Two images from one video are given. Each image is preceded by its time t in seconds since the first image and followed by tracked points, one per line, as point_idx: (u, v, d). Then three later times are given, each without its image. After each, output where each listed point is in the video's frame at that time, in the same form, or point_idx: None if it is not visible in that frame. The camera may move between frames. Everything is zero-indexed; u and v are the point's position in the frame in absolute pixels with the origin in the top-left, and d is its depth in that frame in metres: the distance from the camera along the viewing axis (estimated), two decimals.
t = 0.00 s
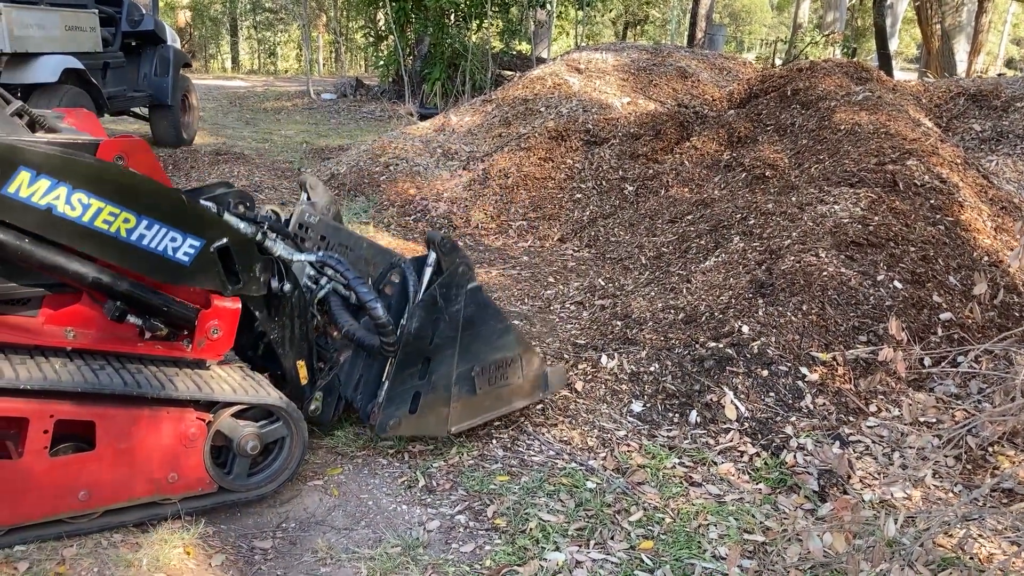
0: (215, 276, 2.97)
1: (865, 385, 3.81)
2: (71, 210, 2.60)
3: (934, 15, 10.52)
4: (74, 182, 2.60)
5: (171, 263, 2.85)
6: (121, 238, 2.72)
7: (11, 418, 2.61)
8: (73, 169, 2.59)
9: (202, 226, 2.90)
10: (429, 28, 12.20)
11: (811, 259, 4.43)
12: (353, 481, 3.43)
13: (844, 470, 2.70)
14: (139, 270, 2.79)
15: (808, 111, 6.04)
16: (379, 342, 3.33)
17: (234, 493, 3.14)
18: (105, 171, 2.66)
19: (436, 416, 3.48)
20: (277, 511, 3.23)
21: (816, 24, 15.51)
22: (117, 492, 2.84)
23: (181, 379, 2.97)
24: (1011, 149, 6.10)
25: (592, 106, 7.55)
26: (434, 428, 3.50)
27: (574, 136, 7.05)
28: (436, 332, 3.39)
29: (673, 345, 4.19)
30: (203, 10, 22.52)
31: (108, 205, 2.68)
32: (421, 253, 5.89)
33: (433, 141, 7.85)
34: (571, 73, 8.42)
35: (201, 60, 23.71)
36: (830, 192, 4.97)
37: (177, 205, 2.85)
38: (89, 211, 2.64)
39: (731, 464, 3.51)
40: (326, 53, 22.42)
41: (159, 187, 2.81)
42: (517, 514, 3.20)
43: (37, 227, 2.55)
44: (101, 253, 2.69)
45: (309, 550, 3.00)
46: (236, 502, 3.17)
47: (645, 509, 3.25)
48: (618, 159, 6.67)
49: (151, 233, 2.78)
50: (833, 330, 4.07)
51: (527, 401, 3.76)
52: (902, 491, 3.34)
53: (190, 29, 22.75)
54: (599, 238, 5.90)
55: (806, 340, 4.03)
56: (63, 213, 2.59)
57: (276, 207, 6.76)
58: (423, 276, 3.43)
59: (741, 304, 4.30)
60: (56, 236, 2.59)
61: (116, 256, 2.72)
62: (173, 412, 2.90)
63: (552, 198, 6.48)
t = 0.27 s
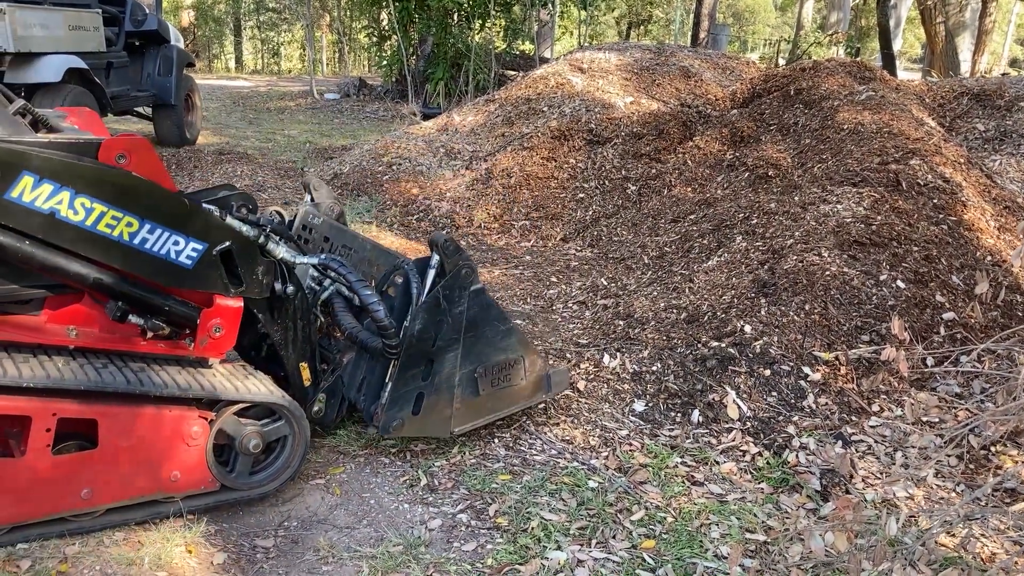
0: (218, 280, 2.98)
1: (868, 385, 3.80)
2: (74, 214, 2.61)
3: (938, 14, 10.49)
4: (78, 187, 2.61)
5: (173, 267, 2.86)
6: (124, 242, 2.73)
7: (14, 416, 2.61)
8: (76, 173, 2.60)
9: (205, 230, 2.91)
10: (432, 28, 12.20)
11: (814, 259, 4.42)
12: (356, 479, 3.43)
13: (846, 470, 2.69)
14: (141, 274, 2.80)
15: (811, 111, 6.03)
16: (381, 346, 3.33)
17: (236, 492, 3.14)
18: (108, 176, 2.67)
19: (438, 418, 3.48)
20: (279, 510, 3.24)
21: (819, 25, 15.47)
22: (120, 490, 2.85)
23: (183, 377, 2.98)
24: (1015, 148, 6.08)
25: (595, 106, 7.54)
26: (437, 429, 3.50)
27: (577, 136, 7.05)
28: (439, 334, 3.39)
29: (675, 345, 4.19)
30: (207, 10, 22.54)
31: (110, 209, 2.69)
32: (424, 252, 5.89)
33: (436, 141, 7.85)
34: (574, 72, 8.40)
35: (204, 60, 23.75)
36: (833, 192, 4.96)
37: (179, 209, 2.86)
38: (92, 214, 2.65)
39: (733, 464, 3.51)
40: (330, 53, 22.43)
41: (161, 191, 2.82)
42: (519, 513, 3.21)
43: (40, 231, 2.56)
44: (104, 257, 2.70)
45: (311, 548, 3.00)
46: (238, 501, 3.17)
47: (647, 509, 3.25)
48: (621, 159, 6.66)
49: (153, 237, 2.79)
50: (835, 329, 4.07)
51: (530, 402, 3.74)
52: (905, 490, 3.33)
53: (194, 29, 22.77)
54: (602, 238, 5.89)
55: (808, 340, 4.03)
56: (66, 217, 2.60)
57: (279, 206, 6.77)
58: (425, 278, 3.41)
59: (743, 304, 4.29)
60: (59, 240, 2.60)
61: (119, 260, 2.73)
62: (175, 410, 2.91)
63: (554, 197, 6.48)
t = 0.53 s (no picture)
0: (218, 280, 2.98)
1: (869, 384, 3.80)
2: (74, 213, 2.61)
3: (939, 13, 10.47)
4: (78, 186, 2.61)
5: (173, 266, 2.86)
6: (124, 241, 2.73)
7: (14, 415, 2.62)
8: (76, 172, 2.60)
9: (205, 229, 2.92)
10: (433, 27, 12.20)
11: (815, 258, 4.42)
12: (356, 478, 3.43)
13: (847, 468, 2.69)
14: (141, 273, 2.80)
15: (812, 109, 6.03)
16: (381, 346, 3.33)
17: (237, 491, 3.14)
18: (108, 176, 2.67)
19: (438, 417, 3.49)
20: (280, 508, 3.24)
21: (821, 24, 15.45)
22: (120, 489, 2.85)
23: (183, 376, 2.98)
24: (1016, 147, 6.08)
25: (596, 105, 7.54)
26: (437, 429, 3.50)
27: (578, 135, 7.05)
28: (439, 334, 3.39)
29: (677, 344, 4.19)
30: (208, 9, 22.54)
31: (111, 208, 2.69)
32: (425, 250, 5.89)
33: (438, 139, 7.85)
34: (576, 71, 8.39)
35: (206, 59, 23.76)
36: (834, 190, 4.96)
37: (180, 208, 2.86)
38: (92, 214, 2.65)
39: (734, 463, 3.51)
40: (331, 52, 22.42)
41: (161, 190, 2.82)
42: (520, 512, 3.21)
43: (41, 231, 2.56)
44: (104, 257, 2.70)
45: (311, 547, 3.01)
46: (239, 500, 3.17)
47: (648, 508, 3.25)
48: (622, 158, 6.65)
49: (154, 236, 2.80)
50: (836, 328, 4.06)
51: (531, 403, 3.74)
52: (905, 489, 3.33)
53: (195, 27, 22.77)
54: (603, 237, 5.89)
55: (809, 339, 4.03)
56: (67, 217, 2.60)
57: (281, 205, 6.78)
58: (425, 278, 3.41)
59: (744, 303, 4.29)
60: (59, 239, 2.60)
61: (119, 259, 2.73)
62: (175, 409, 2.91)
63: (556, 196, 6.48)
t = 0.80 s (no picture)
0: (219, 278, 2.98)
1: (871, 383, 3.79)
2: (75, 213, 2.61)
3: (941, 12, 10.45)
4: (79, 185, 2.61)
5: (174, 265, 2.85)
6: (125, 240, 2.73)
7: (16, 415, 2.62)
8: (77, 171, 2.60)
9: (206, 228, 2.91)
10: (434, 26, 12.19)
11: (817, 257, 4.42)
12: (358, 478, 3.43)
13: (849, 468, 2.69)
14: (142, 272, 2.79)
15: (814, 108, 6.02)
16: (383, 346, 3.33)
17: (238, 491, 3.14)
18: (109, 175, 2.67)
19: (439, 416, 3.48)
20: (282, 508, 3.24)
21: (822, 23, 15.42)
22: (121, 489, 2.85)
23: (185, 376, 2.98)
24: (1018, 146, 6.06)
25: (597, 104, 7.53)
26: (439, 428, 3.50)
27: (580, 134, 7.05)
28: (441, 333, 3.39)
29: (678, 343, 4.19)
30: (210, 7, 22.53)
31: (111, 208, 2.69)
32: (426, 250, 5.89)
33: (438, 139, 7.84)
34: (577, 70, 8.38)
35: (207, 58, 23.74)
36: (836, 189, 4.95)
37: (180, 207, 2.86)
38: (93, 213, 2.64)
39: (735, 462, 3.51)
40: (333, 51, 22.40)
41: (162, 189, 2.81)
42: (522, 512, 3.21)
43: (41, 230, 2.56)
44: (106, 256, 2.70)
45: (313, 547, 3.00)
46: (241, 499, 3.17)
47: (649, 507, 3.24)
48: (624, 157, 6.65)
49: (155, 236, 2.79)
50: (838, 328, 4.06)
51: (532, 402, 3.74)
52: (907, 489, 3.32)
53: (196, 26, 22.76)
54: (604, 236, 5.89)
55: (811, 338, 4.02)
56: (68, 216, 2.60)
57: (282, 204, 6.78)
58: (426, 277, 3.41)
59: (746, 302, 4.29)
60: (59, 239, 2.60)
61: (121, 258, 2.73)
62: (176, 409, 2.91)
63: (557, 195, 6.47)
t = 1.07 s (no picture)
0: (220, 278, 2.98)
1: (872, 383, 3.79)
2: (77, 212, 2.61)
3: (942, 12, 10.44)
4: (80, 185, 2.61)
5: (176, 265, 2.86)
6: (127, 240, 2.73)
7: (17, 415, 2.62)
8: (78, 171, 2.60)
9: (207, 228, 2.91)
10: (435, 25, 12.19)
11: (818, 256, 4.42)
12: (360, 478, 3.43)
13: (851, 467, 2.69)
14: (143, 271, 2.79)
15: (815, 108, 6.02)
16: (384, 345, 3.33)
17: (240, 490, 3.14)
18: (110, 174, 2.67)
19: (440, 416, 3.48)
20: (284, 508, 3.24)
21: (823, 22, 15.40)
22: (123, 488, 2.85)
23: (186, 375, 2.98)
24: (1020, 146, 6.06)
25: (598, 103, 7.53)
26: (440, 428, 3.50)
27: (581, 133, 7.05)
28: (442, 332, 3.39)
29: (680, 343, 4.19)
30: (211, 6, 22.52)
31: (113, 207, 2.69)
32: (427, 249, 5.89)
33: (439, 138, 7.84)
34: (578, 69, 8.38)
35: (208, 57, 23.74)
36: (838, 189, 4.95)
37: (182, 206, 2.86)
38: (95, 213, 2.64)
39: (737, 462, 3.51)
40: (334, 50, 22.40)
41: (163, 189, 2.82)
42: (524, 511, 3.21)
43: (43, 230, 2.56)
44: (107, 255, 2.70)
45: (315, 546, 3.00)
46: (242, 499, 3.17)
47: (651, 507, 3.24)
48: (625, 156, 6.65)
49: (156, 235, 2.79)
50: (840, 327, 4.06)
51: (534, 401, 3.74)
52: (909, 489, 3.32)
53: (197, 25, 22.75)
54: (605, 235, 5.89)
55: (813, 337, 4.02)
56: (69, 216, 2.59)
57: (283, 203, 6.78)
58: (428, 276, 3.41)
59: (747, 302, 4.29)
60: (61, 238, 2.60)
61: (122, 257, 2.73)
62: (178, 408, 2.91)
63: (558, 194, 6.47)
